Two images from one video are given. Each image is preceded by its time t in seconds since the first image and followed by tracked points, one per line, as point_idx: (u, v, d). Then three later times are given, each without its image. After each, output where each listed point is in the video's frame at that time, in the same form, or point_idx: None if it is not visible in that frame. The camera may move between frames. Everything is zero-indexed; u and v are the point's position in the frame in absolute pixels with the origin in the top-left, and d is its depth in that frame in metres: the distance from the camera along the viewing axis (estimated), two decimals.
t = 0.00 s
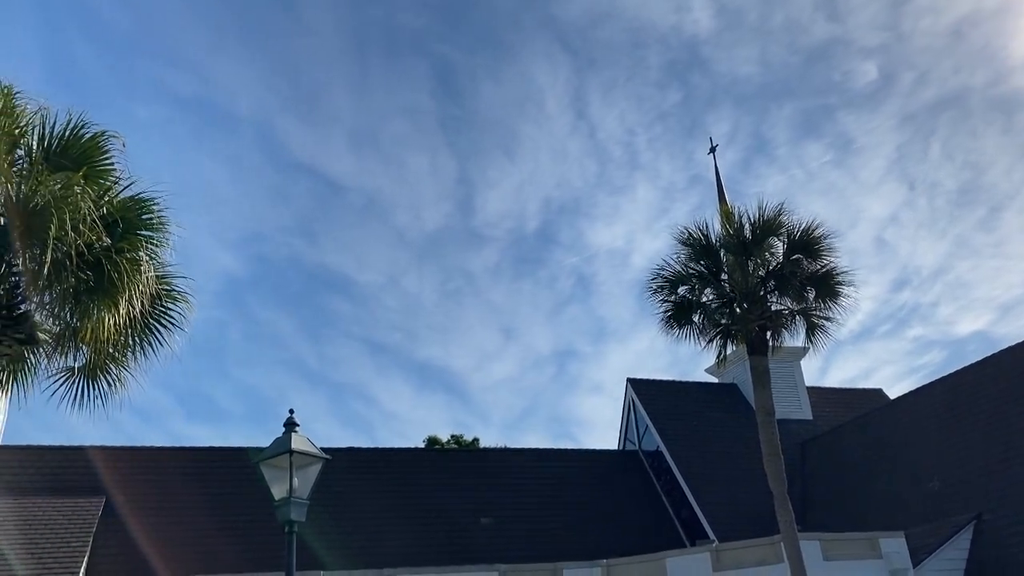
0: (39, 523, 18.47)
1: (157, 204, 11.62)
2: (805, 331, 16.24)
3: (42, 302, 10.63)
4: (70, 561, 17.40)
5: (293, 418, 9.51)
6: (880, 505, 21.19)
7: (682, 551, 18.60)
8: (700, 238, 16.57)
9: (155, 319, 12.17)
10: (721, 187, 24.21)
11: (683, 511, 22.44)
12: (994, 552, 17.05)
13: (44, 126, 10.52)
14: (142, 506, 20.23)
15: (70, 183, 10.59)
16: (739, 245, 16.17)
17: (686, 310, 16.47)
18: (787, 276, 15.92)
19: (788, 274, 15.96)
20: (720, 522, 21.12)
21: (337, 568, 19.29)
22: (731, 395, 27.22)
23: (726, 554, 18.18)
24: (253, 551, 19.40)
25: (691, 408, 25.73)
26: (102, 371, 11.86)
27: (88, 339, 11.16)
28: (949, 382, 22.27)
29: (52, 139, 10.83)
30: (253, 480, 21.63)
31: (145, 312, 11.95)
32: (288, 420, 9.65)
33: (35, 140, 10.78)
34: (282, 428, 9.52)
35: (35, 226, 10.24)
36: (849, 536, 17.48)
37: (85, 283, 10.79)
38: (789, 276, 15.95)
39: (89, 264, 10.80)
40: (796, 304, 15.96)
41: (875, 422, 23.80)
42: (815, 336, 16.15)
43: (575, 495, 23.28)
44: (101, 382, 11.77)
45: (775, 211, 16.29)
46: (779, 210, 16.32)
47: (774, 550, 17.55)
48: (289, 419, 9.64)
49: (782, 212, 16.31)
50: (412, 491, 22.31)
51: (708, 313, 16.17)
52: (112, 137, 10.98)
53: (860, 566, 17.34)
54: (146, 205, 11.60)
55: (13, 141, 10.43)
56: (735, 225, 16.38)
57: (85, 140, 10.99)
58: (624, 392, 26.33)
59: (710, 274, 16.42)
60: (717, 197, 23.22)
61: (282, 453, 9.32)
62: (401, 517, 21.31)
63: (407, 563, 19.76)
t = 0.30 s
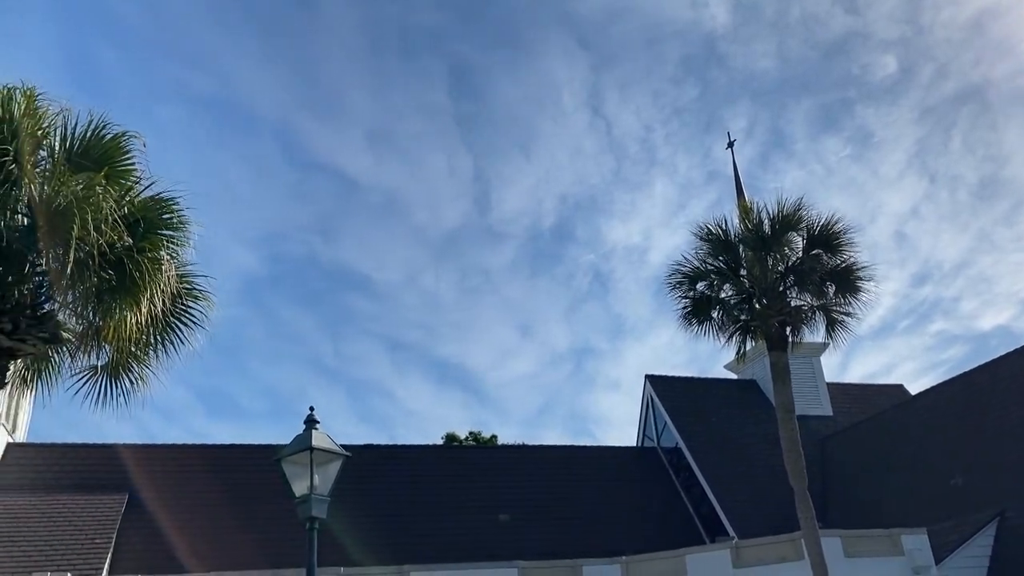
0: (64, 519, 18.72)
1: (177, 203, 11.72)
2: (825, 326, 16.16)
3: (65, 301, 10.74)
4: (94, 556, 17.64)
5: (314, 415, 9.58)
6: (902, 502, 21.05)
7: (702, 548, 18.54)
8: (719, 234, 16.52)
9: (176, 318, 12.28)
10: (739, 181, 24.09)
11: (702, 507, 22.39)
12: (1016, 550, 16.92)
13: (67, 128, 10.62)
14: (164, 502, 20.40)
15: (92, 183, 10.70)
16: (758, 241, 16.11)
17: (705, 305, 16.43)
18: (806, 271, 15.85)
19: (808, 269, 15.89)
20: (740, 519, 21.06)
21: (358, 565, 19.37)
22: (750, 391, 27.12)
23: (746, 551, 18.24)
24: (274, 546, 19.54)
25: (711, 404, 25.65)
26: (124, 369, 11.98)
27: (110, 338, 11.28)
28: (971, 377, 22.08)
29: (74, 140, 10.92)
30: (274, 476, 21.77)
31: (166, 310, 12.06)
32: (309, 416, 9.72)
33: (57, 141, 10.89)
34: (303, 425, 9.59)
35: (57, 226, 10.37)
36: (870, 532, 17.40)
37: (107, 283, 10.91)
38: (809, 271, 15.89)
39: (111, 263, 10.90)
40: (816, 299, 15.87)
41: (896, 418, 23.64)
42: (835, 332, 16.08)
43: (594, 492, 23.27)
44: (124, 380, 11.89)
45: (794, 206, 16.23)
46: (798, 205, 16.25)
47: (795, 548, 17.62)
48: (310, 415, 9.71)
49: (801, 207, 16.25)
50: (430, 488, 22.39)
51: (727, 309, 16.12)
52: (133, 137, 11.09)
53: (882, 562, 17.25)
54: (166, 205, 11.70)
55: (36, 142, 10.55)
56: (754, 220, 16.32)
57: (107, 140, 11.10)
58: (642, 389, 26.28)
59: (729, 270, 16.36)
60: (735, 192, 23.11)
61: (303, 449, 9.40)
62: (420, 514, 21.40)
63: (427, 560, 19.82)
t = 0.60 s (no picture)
0: (90, 517, 18.94)
1: (200, 202, 11.81)
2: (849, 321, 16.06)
3: (90, 300, 10.86)
4: (121, 553, 17.84)
5: (336, 411, 9.62)
6: (927, 497, 20.88)
7: (725, 544, 18.47)
8: (741, 229, 16.43)
9: (200, 316, 12.39)
10: (760, 175, 23.92)
11: (725, 503, 22.31)
12: None
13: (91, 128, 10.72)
14: (188, 499, 20.58)
15: (116, 183, 10.79)
16: (780, 234, 16.00)
17: (727, 300, 16.35)
18: (829, 265, 15.74)
19: (831, 263, 15.78)
20: (764, 515, 20.96)
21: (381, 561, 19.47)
22: (773, 387, 26.98)
23: (769, 546, 18.16)
24: (298, 542, 19.67)
25: (733, 400, 25.54)
26: (149, 367, 12.10)
27: (136, 336, 11.39)
28: (997, 371, 21.85)
29: (98, 140, 11.02)
30: (297, 473, 21.91)
31: (190, 308, 12.17)
32: (331, 413, 9.77)
33: (81, 141, 10.99)
34: (325, 421, 9.64)
35: (83, 227, 10.48)
36: (894, 528, 17.30)
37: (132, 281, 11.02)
38: (832, 265, 15.77)
39: (136, 262, 11.01)
40: (839, 293, 15.76)
41: (921, 413, 23.44)
42: (858, 326, 15.97)
43: (616, 488, 23.25)
44: (149, 378, 12.01)
45: (816, 199, 16.11)
46: (820, 199, 16.14)
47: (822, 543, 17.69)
48: (332, 412, 9.75)
49: (823, 201, 16.13)
50: (451, 484, 22.45)
51: (749, 303, 16.03)
52: (156, 137, 11.18)
53: (908, 558, 17.11)
54: (189, 204, 11.80)
55: (60, 142, 10.65)
56: (775, 214, 16.21)
57: (130, 140, 11.20)
58: (664, 385, 26.20)
59: (750, 264, 16.26)
60: (756, 185, 22.96)
61: (326, 446, 9.45)
62: (442, 510, 21.46)
63: (450, 556, 19.89)
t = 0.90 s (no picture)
0: (116, 513, 19.13)
1: (221, 201, 11.89)
2: (872, 315, 15.94)
3: (114, 299, 10.98)
4: (146, 549, 18.02)
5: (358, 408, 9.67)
6: (952, 492, 20.69)
7: (748, 540, 18.43)
8: (762, 223, 16.34)
9: (222, 314, 12.49)
10: (781, 168, 23.76)
11: (748, 499, 22.21)
12: None
13: (113, 128, 10.83)
14: (212, 495, 20.71)
15: (139, 183, 10.89)
16: (802, 228, 15.90)
17: (749, 295, 16.27)
18: (852, 259, 15.63)
19: (853, 257, 15.67)
20: (787, 511, 20.86)
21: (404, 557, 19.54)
22: (795, 382, 26.81)
23: (791, 542, 18.06)
24: (320, 538, 19.76)
25: (754, 395, 25.41)
26: (173, 366, 12.21)
27: (159, 335, 11.51)
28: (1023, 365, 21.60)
29: (120, 140, 11.13)
30: (319, 469, 22.02)
31: (213, 307, 12.27)
32: (353, 410, 9.81)
33: (104, 142, 11.10)
34: (347, 418, 9.69)
35: (106, 227, 10.60)
36: (919, 524, 17.16)
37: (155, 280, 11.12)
38: (854, 258, 15.66)
39: (159, 261, 11.10)
40: (862, 287, 15.65)
41: (945, 407, 23.22)
42: (881, 320, 15.85)
43: (637, 484, 23.21)
44: (173, 376, 12.13)
45: (838, 193, 15.99)
46: (842, 192, 16.02)
47: (844, 539, 17.60)
48: (354, 409, 9.80)
49: (845, 194, 16.01)
50: (473, 480, 22.50)
51: (771, 298, 15.95)
52: (177, 137, 11.27)
53: (932, 553, 16.98)
54: (211, 203, 11.88)
55: (84, 143, 10.76)
56: (797, 208, 16.10)
57: (152, 140, 11.30)
58: (685, 381, 26.12)
59: (772, 259, 16.17)
60: (777, 179, 22.81)
61: (349, 442, 9.50)
62: (464, 506, 21.52)
63: (472, 552, 19.94)
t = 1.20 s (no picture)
0: (142, 510, 19.33)
1: (244, 200, 11.98)
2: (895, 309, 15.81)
3: (139, 297, 11.10)
4: (172, 545, 18.20)
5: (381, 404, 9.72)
6: (979, 487, 20.48)
7: (771, 535, 18.36)
8: (784, 216, 16.24)
9: (245, 312, 12.58)
10: (803, 162, 23.57)
11: (771, 495, 22.09)
12: None
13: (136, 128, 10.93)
14: (235, 492, 20.87)
15: (162, 182, 11.00)
16: (824, 221, 15.79)
17: (771, 290, 16.18)
18: (875, 252, 15.52)
19: (877, 250, 15.56)
20: (810, 506, 20.75)
21: (427, 552, 19.62)
22: (818, 377, 26.63)
23: (816, 538, 17.97)
24: (343, 534, 19.88)
25: (777, 390, 25.26)
26: (197, 363, 12.32)
27: (183, 332, 11.63)
28: None
29: (144, 140, 11.24)
30: (341, 465, 22.13)
31: (236, 305, 12.37)
32: (376, 406, 9.87)
33: (128, 142, 11.21)
34: (370, 415, 9.75)
35: (130, 226, 10.72)
36: (945, 519, 17.01)
37: (179, 279, 11.23)
38: (878, 251, 15.55)
39: (182, 260, 11.21)
40: (885, 280, 15.53)
41: (971, 401, 22.99)
42: (905, 314, 15.72)
43: (659, 479, 23.16)
44: (197, 373, 12.24)
45: (861, 185, 15.87)
46: (865, 184, 15.89)
47: (870, 535, 17.49)
48: (377, 405, 9.85)
49: (868, 186, 15.88)
50: (494, 476, 22.54)
51: (794, 292, 15.85)
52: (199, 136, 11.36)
53: (959, 549, 16.83)
54: (234, 202, 11.97)
55: (107, 144, 10.88)
56: (820, 201, 15.99)
57: (175, 140, 11.40)
58: (707, 376, 26.01)
59: (794, 253, 16.07)
60: (798, 173, 22.64)
61: (371, 439, 9.55)
62: (486, 502, 21.58)
63: (495, 548, 19.99)
